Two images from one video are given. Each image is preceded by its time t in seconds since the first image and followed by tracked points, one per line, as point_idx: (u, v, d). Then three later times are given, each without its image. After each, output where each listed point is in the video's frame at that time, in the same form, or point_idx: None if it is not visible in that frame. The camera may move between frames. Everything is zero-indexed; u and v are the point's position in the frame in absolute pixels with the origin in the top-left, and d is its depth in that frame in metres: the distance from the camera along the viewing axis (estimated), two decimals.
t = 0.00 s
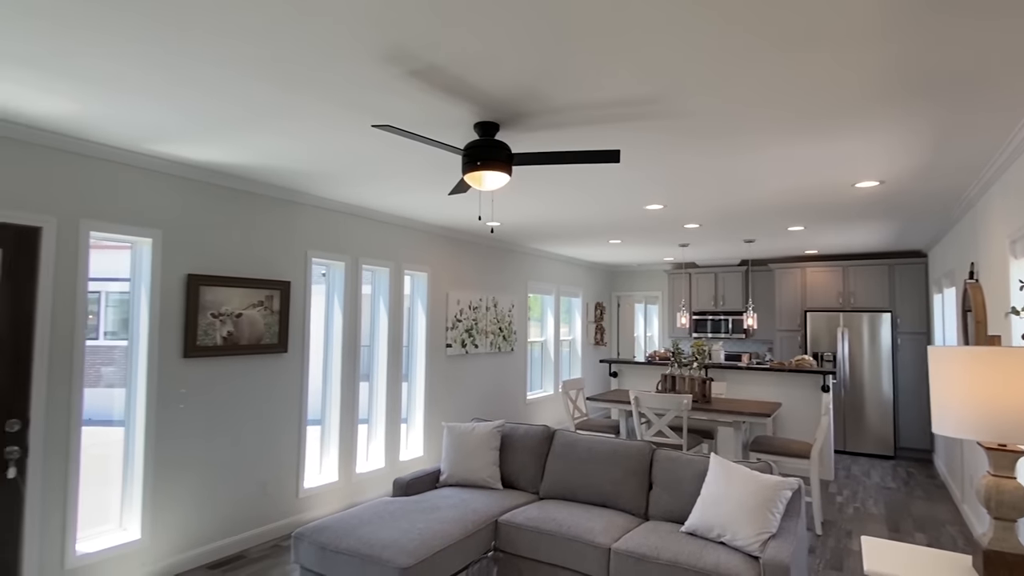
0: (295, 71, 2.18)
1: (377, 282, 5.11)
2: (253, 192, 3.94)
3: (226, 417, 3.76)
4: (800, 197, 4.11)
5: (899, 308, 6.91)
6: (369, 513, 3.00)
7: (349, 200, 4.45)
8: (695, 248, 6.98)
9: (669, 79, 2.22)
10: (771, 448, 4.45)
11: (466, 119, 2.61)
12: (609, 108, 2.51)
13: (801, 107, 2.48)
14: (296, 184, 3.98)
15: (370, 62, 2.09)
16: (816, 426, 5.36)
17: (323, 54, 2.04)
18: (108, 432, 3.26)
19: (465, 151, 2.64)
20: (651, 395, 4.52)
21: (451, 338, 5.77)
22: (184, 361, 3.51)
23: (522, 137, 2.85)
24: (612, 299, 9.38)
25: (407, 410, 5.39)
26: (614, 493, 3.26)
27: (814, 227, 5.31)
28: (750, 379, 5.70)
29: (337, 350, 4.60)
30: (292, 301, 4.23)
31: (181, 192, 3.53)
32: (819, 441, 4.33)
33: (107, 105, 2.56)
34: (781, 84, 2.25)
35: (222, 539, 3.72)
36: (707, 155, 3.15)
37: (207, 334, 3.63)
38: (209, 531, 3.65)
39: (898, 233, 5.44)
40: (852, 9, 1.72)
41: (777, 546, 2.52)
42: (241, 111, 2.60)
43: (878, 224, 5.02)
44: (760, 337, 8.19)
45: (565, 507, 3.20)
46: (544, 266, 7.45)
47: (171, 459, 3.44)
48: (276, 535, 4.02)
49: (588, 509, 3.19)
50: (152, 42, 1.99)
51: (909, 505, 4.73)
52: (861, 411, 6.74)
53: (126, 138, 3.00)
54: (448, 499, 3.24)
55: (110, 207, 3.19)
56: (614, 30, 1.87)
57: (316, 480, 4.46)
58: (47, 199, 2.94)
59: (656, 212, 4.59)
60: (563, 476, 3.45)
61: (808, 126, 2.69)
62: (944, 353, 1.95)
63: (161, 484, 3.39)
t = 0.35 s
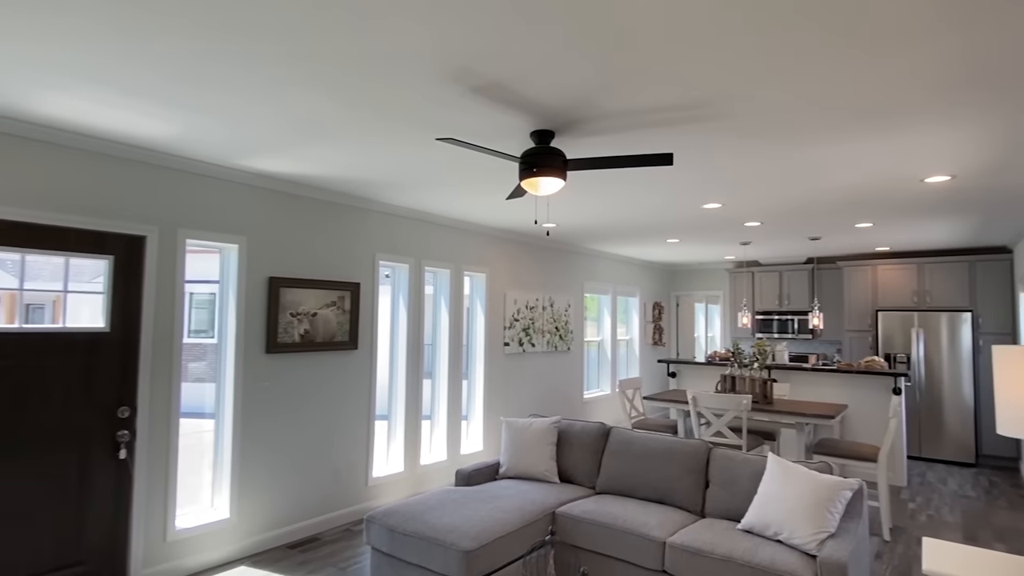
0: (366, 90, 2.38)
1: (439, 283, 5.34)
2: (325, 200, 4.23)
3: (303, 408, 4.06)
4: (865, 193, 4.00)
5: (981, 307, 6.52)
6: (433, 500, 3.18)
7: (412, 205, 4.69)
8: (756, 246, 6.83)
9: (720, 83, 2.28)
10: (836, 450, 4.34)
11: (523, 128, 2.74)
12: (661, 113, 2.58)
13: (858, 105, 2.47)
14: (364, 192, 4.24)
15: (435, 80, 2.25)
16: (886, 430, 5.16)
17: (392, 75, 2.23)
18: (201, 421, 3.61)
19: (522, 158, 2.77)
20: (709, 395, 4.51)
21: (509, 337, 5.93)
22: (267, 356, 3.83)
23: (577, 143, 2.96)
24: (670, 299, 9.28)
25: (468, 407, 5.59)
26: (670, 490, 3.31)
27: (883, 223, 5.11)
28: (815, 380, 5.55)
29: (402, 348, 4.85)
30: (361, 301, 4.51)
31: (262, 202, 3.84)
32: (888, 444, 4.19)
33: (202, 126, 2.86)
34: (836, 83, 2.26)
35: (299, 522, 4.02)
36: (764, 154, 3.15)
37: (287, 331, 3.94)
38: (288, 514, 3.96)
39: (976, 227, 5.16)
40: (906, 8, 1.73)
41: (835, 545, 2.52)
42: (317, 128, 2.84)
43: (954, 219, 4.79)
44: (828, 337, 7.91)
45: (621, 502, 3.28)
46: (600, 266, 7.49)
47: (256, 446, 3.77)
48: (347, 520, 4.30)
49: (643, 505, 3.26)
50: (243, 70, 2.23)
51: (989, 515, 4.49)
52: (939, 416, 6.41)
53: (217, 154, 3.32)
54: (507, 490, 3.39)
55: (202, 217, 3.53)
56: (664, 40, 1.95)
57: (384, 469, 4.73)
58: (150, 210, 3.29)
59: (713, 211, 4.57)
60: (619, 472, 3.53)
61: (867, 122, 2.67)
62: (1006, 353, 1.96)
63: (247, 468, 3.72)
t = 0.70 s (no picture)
0: (426, 98, 2.50)
1: (493, 282, 5.46)
2: (385, 203, 4.42)
3: (365, 402, 4.26)
4: (935, 186, 3.82)
5: None
6: (489, 493, 3.29)
7: (467, 206, 4.82)
8: (819, 243, 6.60)
9: (773, 80, 2.27)
10: (904, 454, 4.17)
11: (575, 130, 2.81)
12: (713, 111, 2.59)
13: (921, 95, 2.40)
14: (421, 194, 4.41)
15: (490, 86, 2.35)
16: (962, 434, 4.90)
17: (449, 84, 2.34)
18: (273, 413, 3.85)
19: (574, 159, 2.83)
20: (767, 396, 4.41)
21: (562, 335, 5.99)
22: (332, 352, 4.05)
23: (629, 143, 2.99)
24: (728, 297, 9.05)
25: (522, 405, 5.69)
26: (726, 489, 3.29)
27: (957, 217, 4.85)
28: (882, 381, 5.32)
29: (458, 346, 5.00)
30: (419, 300, 4.68)
31: (327, 206, 4.06)
32: (962, 449, 3.98)
33: (274, 136, 3.07)
34: (899, 74, 2.20)
35: (362, 510, 4.22)
36: (823, 148, 3.08)
37: (351, 328, 4.16)
38: (353, 502, 4.17)
39: None
40: None
41: (898, 549, 2.46)
42: (379, 135, 3.00)
43: None
44: (898, 337, 7.53)
45: (675, 500, 3.28)
46: (655, 264, 7.42)
47: (323, 436, 3.99)
48: (407, 510, 4.48)
49: (698, 503, 3.25)
50: (313, 82, 2.39)
51: None
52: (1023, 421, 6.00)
53: (287, 162, 3.55)
54: (561, 485, 3.45)
55: (274, 221, 3.78)
56: (716, 39, 1.97)
57: (441, 461, 4.89)
58: (228, 216, 3.56)
59: (771, 206, 4.47)
60: (673, 470, 3.53)
61: (934, 113, 2.57)
62: None
63: (315, 457, 3.95)
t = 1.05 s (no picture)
0: (482, 95, 2.54)
1: (542, 279, 5.47)
2: (437, 201, 4.50)
3: (419, 397, 4.34)
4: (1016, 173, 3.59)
5: None
6: (542, 488, 3.30)
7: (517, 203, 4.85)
8: (884, 237, 6.30)
9: (839, 65, 2.19)
10: (981, 458, 3.93)
11: (629, 123, 2.79)
12: (773, 99, 2.52)
13: (1003, 76, 2.26)
14: (472, 192, 4.46)
15: (546, 81, 2.35)
16: None
17: (504, 80, 2.37)
18: (332, 407, 3.98)
19: (628, 152, 2.81)
20: (829, 395, 4.25)
21: (612, 333, 5.94)
22: (387, 348, 4.16)
23: (685, 135, 2.94)
24: (785, 294, 8.66)
25: (572, 403, 5.67)
26: (787, 490, 3.19)
27: None
28: (955, 382, 5.03)
29: (508, 344, 5.03)
30: (470, 297, 4.74)
31: (382, 205, 4.17)
32: None
33: (335, 137, 3.18)
34: (979, 52, 2.08)
35: (416, 502, 4.31)
36: (891, 136, 2.95)
37: (405, 324, 4.25)
38: (408, 494, 4.27)
39: None
40: None
41: (976, 556, 2.33)
42: (435, 133, 3.06)
43: None
44: (971, 336, 7.10)
45: (733, 500, 3.21)
46: (707, 261, 7.26)
47: (379, 429, 4.10)
48: (459, 503, 4.55)
49: (758, 504, 3.16)
50: (374, 83, 2.46)
51: None
52: None
53: (345, 163, 3.66)
54: (614, 482, 3.43)
55: (332, 220, 3.91)
56: (782, 24, 1.91)
57: (492, 456, 4.94)
58: (290, 216, 3.70)
59: (833, 199, 4.31)
60: (731, 469, 3.45)
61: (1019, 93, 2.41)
62: None
63: (371, 449, 4.06)
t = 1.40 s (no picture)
0: (531, 85, 2.50)
1: (584, 275, 5.40)
2: (479, 197, 4.49)
3: (462, 393, 4.34)
4: None
5: None
6: (590, 485, 3.25)
7: (559, 198, 4.79)
8: (943, 229, 5.99)
9: (911, 46, 2.07)
10: None
11: (682, 111, 2.70)
12: (836, 84, 2.40)
13: None
14: (515, 187, 4.43)
15: (598, 69, 2.30)
16: None
17: (555, 69, 2.32)
18: (377, 402, 4.01)
19: (681, 142, 2.73)
20: (888, 394, 4.06)
21: (655, 329, 5.83)
22: (430, 343, 4.17)
23: (739, 123, 2.84)
24: (833, 291, 8.40)
25: (614, 401, 5.58)
26: (848, 492, 3.06)
27: None
28: None
29: (549, 340, 4.98)
30: (512, 293, 4.71)
31: (426, 201, 4.18)
32: None
33: (381, 132, 3.19)
34: None
35: (460, 497, 4.31)
36: (962, 121, 2.78)
37: (448, 320, 4.25)
38: (451, 489, 4.27)
39: None
40: None
41: None
42: (482, 126, 3.04)
43: None
44: None
45: (790, 502, 3.09)
46: (752, 256, 7.06)
47: (423, 424, 4.12)
48: (502, 499, 4.54)
49: (816, 506, 3.04)
50: (423, 75, 2.44)
51: None
52: None
53: (390, 158, 3.68)
54: (663, 481, 3.36)
55: (377, 216, 3.93)
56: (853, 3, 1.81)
57: (534, 453, 4.90)
58: (336, 212, 3.74)
59: (892, 189, 4.11)
60: (786, 470, 3.33)
61: None
62: None
63: (416, 444, 4.08)
